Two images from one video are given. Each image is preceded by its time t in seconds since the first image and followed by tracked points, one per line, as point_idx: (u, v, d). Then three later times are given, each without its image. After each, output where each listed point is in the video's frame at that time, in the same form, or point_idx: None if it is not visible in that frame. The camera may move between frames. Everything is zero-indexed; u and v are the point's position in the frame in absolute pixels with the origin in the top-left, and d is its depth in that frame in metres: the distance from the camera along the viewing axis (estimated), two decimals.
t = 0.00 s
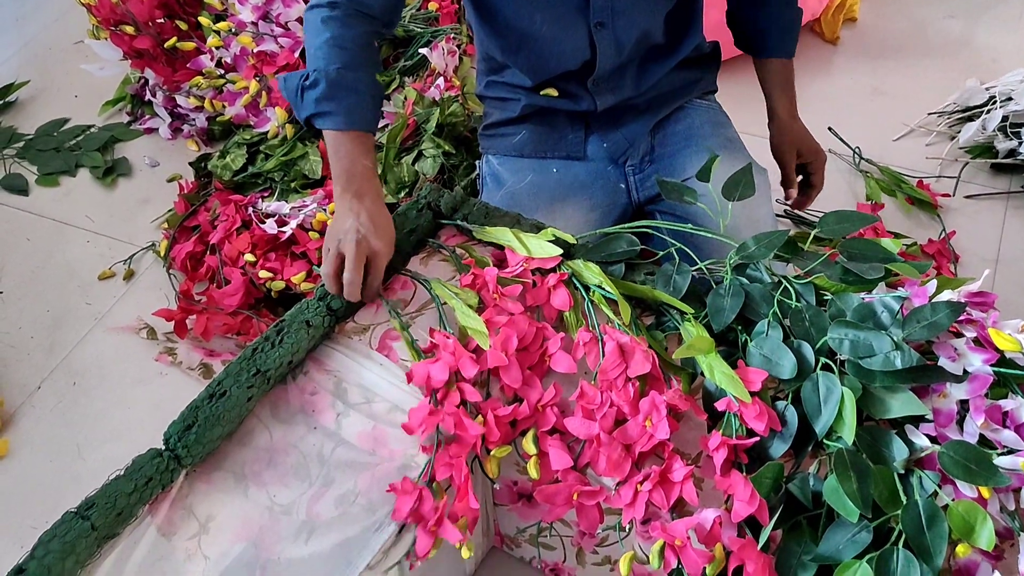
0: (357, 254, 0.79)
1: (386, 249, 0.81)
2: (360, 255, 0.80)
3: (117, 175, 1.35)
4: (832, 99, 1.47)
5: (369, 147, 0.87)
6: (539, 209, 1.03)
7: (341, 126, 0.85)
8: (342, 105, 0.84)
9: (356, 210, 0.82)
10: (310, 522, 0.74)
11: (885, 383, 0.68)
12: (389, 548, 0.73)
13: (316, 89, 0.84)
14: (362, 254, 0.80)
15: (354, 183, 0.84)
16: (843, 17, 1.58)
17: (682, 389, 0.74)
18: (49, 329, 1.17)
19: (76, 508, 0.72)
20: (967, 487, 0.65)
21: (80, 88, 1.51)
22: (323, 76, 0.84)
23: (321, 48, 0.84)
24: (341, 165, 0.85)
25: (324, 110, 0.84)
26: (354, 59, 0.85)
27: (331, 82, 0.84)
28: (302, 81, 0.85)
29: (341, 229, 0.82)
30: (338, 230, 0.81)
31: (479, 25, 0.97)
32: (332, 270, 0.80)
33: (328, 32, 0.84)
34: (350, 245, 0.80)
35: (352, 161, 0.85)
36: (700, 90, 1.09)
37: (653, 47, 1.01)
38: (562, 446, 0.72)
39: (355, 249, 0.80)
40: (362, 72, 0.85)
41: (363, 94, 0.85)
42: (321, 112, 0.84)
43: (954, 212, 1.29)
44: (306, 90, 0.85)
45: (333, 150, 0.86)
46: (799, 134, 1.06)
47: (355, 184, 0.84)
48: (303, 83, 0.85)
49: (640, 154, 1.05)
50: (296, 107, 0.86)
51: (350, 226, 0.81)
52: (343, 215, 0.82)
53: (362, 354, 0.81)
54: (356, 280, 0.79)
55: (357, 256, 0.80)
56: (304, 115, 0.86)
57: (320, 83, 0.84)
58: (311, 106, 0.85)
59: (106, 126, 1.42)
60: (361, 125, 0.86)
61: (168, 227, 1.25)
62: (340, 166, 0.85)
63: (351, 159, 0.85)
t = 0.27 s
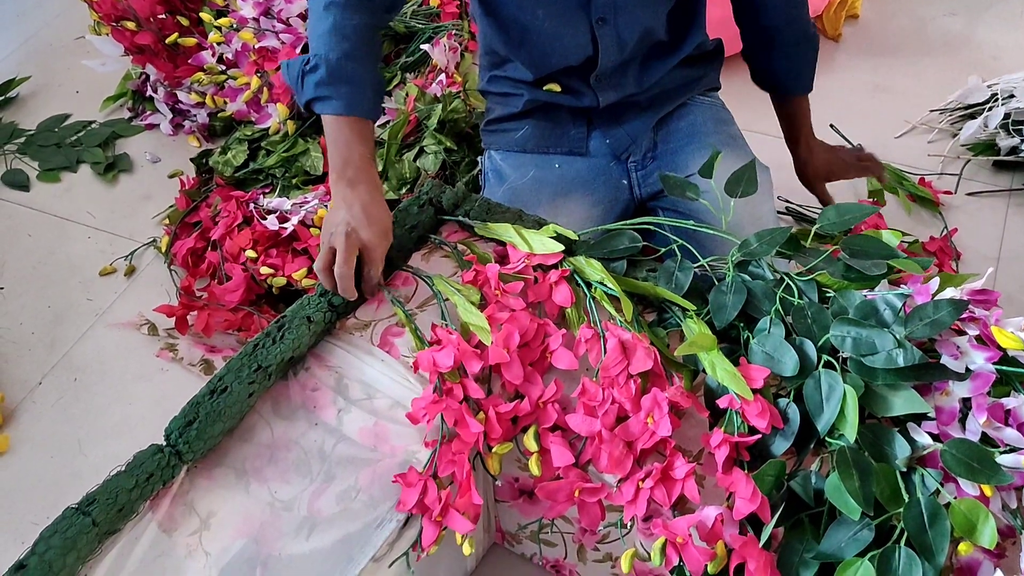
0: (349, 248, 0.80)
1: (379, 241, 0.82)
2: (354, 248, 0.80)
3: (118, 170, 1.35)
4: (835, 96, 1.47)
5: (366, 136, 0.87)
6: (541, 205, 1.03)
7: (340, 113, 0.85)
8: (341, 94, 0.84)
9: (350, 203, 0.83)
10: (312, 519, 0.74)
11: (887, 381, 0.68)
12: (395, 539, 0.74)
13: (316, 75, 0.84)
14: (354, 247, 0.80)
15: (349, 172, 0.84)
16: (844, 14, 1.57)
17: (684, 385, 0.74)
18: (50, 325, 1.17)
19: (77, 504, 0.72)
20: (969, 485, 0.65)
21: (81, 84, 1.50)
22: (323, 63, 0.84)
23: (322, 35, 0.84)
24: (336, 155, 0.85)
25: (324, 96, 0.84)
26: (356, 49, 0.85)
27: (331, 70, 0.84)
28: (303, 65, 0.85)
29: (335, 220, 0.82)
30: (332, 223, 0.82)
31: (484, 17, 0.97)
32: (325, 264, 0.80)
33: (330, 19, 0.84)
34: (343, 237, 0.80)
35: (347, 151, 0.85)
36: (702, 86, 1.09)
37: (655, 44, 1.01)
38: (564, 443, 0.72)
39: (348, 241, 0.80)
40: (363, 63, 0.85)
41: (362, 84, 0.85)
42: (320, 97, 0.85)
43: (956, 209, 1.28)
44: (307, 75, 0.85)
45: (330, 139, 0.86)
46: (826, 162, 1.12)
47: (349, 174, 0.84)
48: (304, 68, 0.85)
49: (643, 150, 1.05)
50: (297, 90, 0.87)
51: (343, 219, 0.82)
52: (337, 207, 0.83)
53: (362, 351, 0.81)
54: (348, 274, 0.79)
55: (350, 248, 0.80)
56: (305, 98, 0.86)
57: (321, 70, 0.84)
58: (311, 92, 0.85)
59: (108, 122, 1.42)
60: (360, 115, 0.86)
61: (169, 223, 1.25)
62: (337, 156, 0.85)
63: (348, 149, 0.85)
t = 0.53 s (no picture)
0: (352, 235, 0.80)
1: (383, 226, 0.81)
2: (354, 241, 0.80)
3: (120, 168, 1.35)
4: (837, 94, 1.46)
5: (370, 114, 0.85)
6: (543, 202, 1.03)
7: (344, 96, 0.84)
8: (344, 77, 0.84)
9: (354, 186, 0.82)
10: (313, 516, 0.74)
11: (889, 379, 0.68)
12: (397, 537, 0.74)
13: (319, 58, 0.84)
14: (355, 236, 0.80)
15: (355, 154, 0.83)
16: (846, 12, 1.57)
17: (685, 383, 0.74)
18: (52, 322, 1.17)
19: (78, 501, 0.72)
20: (970, 484, 0.65)
21: (83, 82, 1.51)
22: (326, 45, 0.83)
23: (328, 17, 0.84)
24: (342, 136, 0.84)
25: (327, 80, 0.84)
26: (359, 29, 0.84)
27: (334, 52, 0.83)
28: (306, 50, 0.85)
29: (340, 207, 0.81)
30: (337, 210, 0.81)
31: (487, 8, 0.97)
32: (330, 255, 0.80)
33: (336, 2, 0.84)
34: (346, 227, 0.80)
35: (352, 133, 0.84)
36: (704, 83, 1.09)
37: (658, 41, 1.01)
38: (566, 441, 0.72)
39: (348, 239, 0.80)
40: (365, 44, 0.85)
41: (365, 64, 0.85)
42: (324, 81, 0.85)
43: (958, 208, 1.28)
44: (311, 58, 0.85)
45: (336, 120, 0.85)
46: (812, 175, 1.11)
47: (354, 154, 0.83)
48: (307, 53, 0.85)
49: (644, 147, 1.05)
50: (302, 75, 0.87)
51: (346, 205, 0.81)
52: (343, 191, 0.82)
53: (364, 348, 0.81)
54: (349, 261, 0.80)
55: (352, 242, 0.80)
56: (310, 82, 0.86)
57: (324, 52, 0.84)
58: (315, 76, 0.85)
59: (110, 120, 1.42)
60: (366, 95, 0.85)
61: (170, 221, 1.25)
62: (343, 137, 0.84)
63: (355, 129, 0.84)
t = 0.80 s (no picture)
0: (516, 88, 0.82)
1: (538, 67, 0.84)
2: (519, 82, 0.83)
3: (123, 166, 1.35)
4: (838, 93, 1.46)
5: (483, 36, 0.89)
6: (541, 198, 1.04)
7: (454, 31, 0.90)
8: (444, 11, 0.90)
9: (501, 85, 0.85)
10: (315, 513, 0.74)
11: (892, 377, 0.68)
12: (399, 533, 0.75)
13: (421, 20, 0.92)
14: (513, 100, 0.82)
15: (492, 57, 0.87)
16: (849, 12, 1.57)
17: (687, 381, 0.74)
18: (56, 320, 1.17)
19: (82, 497, 0.72)
20: (972, 482, 0.65)
21: (87, 80, 1.51)
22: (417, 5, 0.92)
23: None
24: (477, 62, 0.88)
25: (435, 28, 0.91)
26: None
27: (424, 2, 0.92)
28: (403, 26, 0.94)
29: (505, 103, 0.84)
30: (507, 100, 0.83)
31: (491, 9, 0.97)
32: (517, 116, 0.82)
33: None
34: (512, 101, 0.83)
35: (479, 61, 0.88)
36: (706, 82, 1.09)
37: (660, 39, 1.01)
38: (568, 438, 0.72)
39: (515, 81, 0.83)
40: None
41: None
42: (432, 31, 0.91)
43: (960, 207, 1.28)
44: (411, 24, 0.93)
45: (463, 54, 0.89)
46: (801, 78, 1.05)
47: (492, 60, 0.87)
48: (404, 24, 0.93)
49: (644, 148, 1.05)
50: (412, 50, 0.95)
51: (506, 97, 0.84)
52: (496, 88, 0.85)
53: (367, 345, 0.81)
54: (541, 107, 0.83)
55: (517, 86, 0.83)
56: (427, 44, 0.93)
57: (416, 11, 0.92)
58: (428, 34, 0.92)
59: (113, 118, 1.43)
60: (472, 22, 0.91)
61: (173, 219, 1.25)
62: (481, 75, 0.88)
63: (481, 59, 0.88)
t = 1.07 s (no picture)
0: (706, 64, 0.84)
1: (706, 22, 0.83)
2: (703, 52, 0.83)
3: (126, 166, 1.35)
4: (840, 93, 1.47)
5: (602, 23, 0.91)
6: (545, 199, 1.04)
7: (575, 37, 0.91)
8: (556, 23, 0.91)
9: (673, 50, 0.86)
10: (316, 512, 0.75)
11: (892, 377, 0.68)
12: (400, 533, 0.76)
13: (539, 47, 0.92)
14: (709, 67, 0.84)
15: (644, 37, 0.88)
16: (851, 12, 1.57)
17: (688, 381, 0.74)
18: (58, 319, 1.18)
19: (84, 496, 0.72)
20: (973, 481, 0.65)
21: (89, 80, 1.51)
22: (526, 36, 0.92)
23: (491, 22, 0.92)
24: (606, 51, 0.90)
25: (559, 42, 0.91)
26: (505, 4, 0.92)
27: (528, 27, 0.92)
28: (517, 60, 0.94)
29: (678, 76, 0.87)
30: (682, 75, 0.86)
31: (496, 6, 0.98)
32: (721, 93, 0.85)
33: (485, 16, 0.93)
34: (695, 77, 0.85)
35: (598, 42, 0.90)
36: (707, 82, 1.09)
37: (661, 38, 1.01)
38: (568, 437, 0.72)
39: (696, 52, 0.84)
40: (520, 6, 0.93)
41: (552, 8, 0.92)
42: (555, 45, 0.92)
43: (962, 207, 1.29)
44: (529, 54, 0.93)
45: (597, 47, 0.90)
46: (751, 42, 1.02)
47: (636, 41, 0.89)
48: (519, 58, 0.94)
49: (646, 146, 1.05)
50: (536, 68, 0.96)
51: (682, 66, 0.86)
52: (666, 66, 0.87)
53: (368, 344, 0.81)
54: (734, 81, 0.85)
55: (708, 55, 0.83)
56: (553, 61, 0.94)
57: (528, 40, 0.92)
58: (549, 44, 0.92)
59: (116, 118, 1.43)
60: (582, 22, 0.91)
61: (175, 219, 1.25)
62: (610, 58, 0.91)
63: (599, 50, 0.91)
